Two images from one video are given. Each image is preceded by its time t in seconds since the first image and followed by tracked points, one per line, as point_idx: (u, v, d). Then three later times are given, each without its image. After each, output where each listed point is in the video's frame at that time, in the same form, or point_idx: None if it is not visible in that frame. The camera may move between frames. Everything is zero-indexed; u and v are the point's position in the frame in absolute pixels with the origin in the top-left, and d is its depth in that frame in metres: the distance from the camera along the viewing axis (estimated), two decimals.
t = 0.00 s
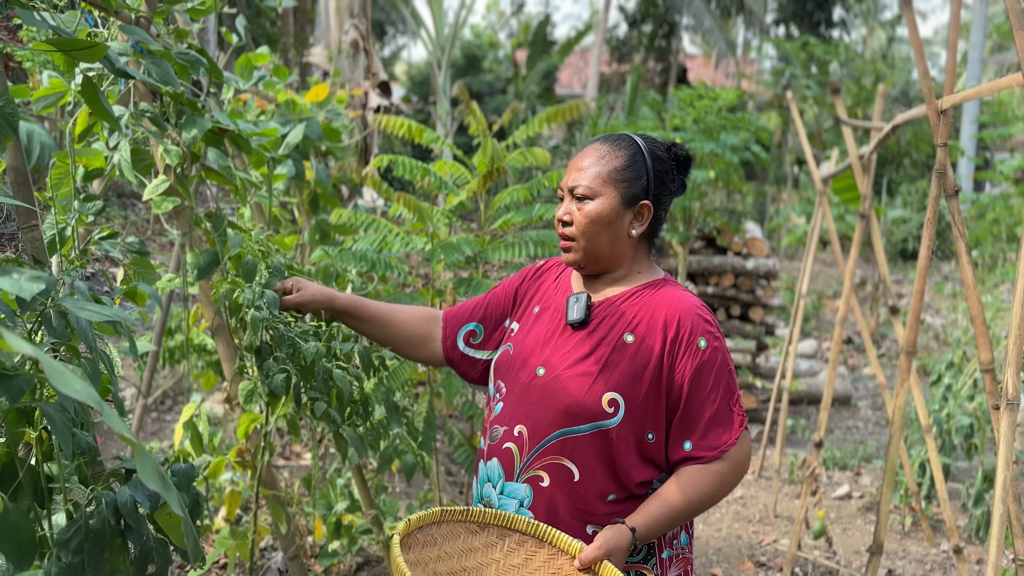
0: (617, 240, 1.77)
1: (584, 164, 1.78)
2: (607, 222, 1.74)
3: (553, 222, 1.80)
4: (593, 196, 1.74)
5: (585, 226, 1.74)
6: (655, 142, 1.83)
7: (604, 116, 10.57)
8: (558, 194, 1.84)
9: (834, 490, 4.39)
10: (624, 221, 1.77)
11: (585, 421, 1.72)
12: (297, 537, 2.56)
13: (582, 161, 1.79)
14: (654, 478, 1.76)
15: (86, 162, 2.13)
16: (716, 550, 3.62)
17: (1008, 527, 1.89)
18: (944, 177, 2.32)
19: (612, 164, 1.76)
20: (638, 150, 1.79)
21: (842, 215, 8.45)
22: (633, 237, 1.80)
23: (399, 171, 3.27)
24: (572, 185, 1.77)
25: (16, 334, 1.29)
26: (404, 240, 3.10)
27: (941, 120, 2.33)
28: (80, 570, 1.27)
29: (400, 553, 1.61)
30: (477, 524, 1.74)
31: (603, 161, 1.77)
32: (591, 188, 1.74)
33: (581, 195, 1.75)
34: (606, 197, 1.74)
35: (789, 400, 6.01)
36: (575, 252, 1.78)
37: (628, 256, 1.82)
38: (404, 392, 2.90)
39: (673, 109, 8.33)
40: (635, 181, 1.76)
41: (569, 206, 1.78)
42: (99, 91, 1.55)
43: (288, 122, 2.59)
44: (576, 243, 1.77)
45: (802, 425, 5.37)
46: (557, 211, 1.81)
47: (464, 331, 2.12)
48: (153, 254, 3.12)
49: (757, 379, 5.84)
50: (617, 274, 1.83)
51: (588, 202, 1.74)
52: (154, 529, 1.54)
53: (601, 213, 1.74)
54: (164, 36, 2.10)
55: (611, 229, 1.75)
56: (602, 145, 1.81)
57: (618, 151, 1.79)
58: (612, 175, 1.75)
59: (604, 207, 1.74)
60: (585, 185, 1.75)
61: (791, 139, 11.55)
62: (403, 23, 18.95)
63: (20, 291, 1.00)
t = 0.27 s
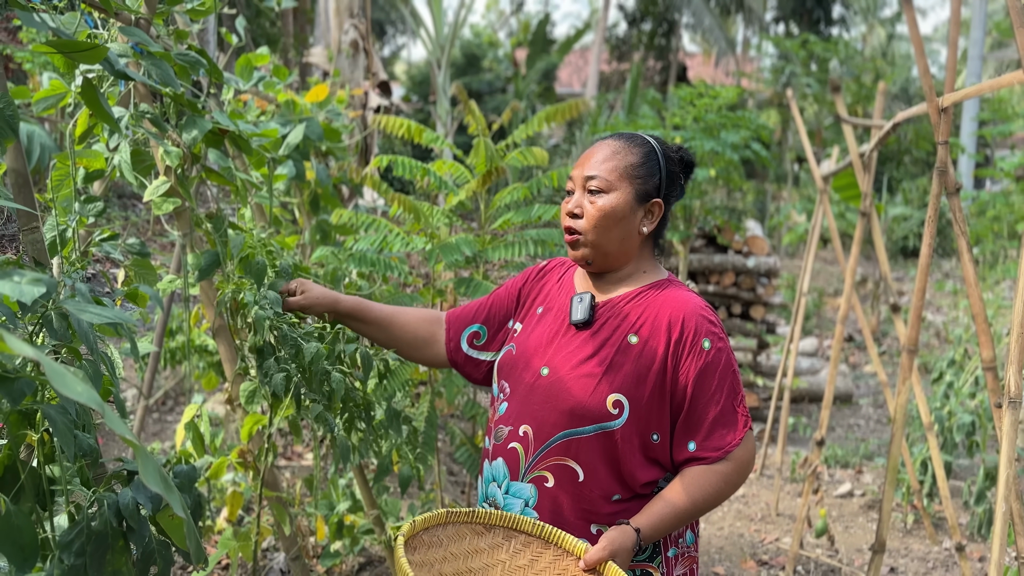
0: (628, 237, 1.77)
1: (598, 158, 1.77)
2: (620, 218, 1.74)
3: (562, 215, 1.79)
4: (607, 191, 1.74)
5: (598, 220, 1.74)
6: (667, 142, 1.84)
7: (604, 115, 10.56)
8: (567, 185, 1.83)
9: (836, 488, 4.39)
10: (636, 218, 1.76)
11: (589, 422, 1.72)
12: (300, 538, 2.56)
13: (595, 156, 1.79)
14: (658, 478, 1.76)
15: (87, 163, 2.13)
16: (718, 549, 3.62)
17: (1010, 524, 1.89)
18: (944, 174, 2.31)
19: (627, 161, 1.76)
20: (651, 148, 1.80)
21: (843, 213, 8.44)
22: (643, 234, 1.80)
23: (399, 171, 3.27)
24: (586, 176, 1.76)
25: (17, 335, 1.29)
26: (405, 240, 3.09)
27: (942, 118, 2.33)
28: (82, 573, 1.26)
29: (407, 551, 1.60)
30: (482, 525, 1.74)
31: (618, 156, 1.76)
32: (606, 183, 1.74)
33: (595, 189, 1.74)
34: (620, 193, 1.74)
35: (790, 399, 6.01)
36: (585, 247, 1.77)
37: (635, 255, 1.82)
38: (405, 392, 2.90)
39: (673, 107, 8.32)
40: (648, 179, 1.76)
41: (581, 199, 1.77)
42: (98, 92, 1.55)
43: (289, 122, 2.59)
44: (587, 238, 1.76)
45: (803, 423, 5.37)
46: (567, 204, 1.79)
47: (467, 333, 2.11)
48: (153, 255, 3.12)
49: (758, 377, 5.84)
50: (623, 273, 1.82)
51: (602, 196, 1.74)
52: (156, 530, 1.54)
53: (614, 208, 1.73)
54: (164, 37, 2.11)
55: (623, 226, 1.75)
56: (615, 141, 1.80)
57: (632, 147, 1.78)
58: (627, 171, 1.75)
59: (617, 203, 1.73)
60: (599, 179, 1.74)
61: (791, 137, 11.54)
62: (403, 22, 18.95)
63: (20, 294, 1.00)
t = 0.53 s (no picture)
0: (631, 241, 1.76)
1: (587, 169, 1.75)
2: (621, 225, 1.73)
3: (563, 234, 1.77)
4: (604, 201, 1.72)
5: (601, 233, 1.72)
6: (649, 136, 1.83)
7: (604, 113, 10.56)
8: (560, 202, 1.80)
9: (837, 485, 4.39)
10: (637, 221, 1.75)
11: (597, 424, 1.72)
12: (301, 538, 2.56)
13: (584, 165, 1.76)
14: (666, 478, 1.76)
15: (86, 163, 2.13)
16: (720, 547, 3.62)
17: (1013, 521, 1.89)
18: (945, 171, 2.31)
19: (616, 166, 1.74)
20: (637, 148, 1.78)
21: (843, 211, 8.44)
22: (645, 235, 1.80)
23: (398, 170, 3.26)
24: (579, 192, 1.74)
25: (16, 336, 1.29)
26: (404, 240, 3.08)
27: (942, 115, 2.32)
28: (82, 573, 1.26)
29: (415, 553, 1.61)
30: (489, 525, 1.74)
31: (606, 163, 1.74)
32: (601, 194, 1.72)
33: (591, 202, 1.72)
34: (617, 201, 1.72)
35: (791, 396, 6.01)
36: (590, 259, 1.76)
37: (640, 255, 1.81)
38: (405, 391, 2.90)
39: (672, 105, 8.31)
40: (641, 180, 1.75)
41: (578, 214, 1.75)
42: (97, 93, 1.54)
43: (288, 122, 2.58)
44: (592, 251, 1.75)
45: (804, 421, 5.37)
46: (566, 221, 1.77)
47: (471, 336, 2.11)
48: (153, 255, 3.12)
49: (759, 375, 5.84)
50: (629, 275, 1.81)
51: (600, 208, 1.72)
52: (156, 531, 1.54)
53: (615, 217, 1.72)
54: (163, 36, 2.10)
55: (626, 232, 1.74)
56: (599, 147, 1.78)
57: (617, 150, 1.76)
58: (618, 177, 1.73)
59: (618, 211, 1.72)
60: (593, 191, 1.72)
61: (791, 135, 11.53)
62: (402, 21, 18.95)
63: (19, 296, 1.00)
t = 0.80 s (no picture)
0: (634, 238, 1.75)
1: (587, 166, 1.74)
2: (623, 221, 1.72)
3: (565, 232, 1.76)
4: (606, 199, 1.71)
5: (604, 230, 1.72)
6: (648, 131, 1.82)
7: (603, 112, 10.55)
8: (561, 199, 1.80)
9: (839, 482, 4.39)
10: (639, 217, 1.75)
11: (601, 423, 1.72)
12: (302, 538, 2.55)
13: (584, 163, 1.76)
14: (670, 475, 1.76)
15: (85, 162, 2.13)
16: (721, 544, 3.62)
17: (1016, 517, 1.88)
18: (946, 167, 2.30)
19: (617, 163, 1.73)
20: (637, 144, 1.77)
21: (843, 208, 8.43)
22: (647, 231, 1.79)
23: (397, 169, 3.25)
24: (580, 189, 1.73)
25: (15, 336, 1.29)
26: (404, 239, 3.06)
27: (942, 110, 2.31)
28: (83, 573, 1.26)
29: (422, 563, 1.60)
30: (494, 527, 1.74)
31: (606, 160, 1.74)
32: (602, 191, 1.71)
33: (592, 200, 1.72)
34: (618, 197, 1.71)
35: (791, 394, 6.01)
36: (593, 257, 1.75)
37: (642, 251, 1.80)
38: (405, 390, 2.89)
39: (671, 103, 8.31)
40: (642, 176, 1.74)
41: (580, 212, 1.74)
42: (94, 91, 1.53)
43: (287, 121, 2.58)
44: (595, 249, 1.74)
45: (805, 418, 5.37)
46: (568, 220, 1.77)
47: (473, 334, 2.11)
48: (153, 254, 3.12)
49: (759, 373, 5.84)
50: (631, 272, 1.81)
51: (602, 206, 1.71)
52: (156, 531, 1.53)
53: (616, 214, 1.71)
54: (161, 35, 2.10)
55: (629, 228, 1.73)
56: (599, 144, 1.77)
57: (617, 147, 1.76)
58: (620, 174, 1.72)
59: (620, 208, 1.71)
60: (594, 189, 1.71)
61: (791, 132, 11.53)
62: (401, 20, 18.94)
63: (18, 294, 1.00)
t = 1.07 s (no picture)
0: (632, 229, 1.76)
1: (597, 153, 1.76)
2: (624, 210, 1.73)
3: (567, 213, 1.78)
4: (609, 184, 1.72)
5: (602, 214, 1.72)
6: (664, 131, 1.83)
7: (603, 110, 10.55)
8: (569, 185, 1.82)
9: (840, 480, 4.39)
10: (639, 210, 1.75)
11: (600, 417, 1.71)
12: (303, 536, 2.55)
13: (595, 152, 1.78)
14: (670, 470, 1.75)
15: (85, 162, 2.13)
16: (722, 542, 3.62)
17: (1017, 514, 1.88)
18: (946, 164, 2.30)
19: (626, 153, 1.74)
20: (649, 140, 1.78)
21: (843, 206, 8.43)
22: (647, 226, 1.79)
23: (397, 168, 3.25)
24: (586, 172, 1.75)
25: (16, 336, 1.29)
26: (404, 238, 3.07)
27: (942, 107, 2.31)
28: (85, 572, 1.26)
29: (416, 553, 1.61)
30: (493, 521, 1.74)
31: (616, 150, 1.75)
32: (606, 176, 1.72)
33: (596, 184, 1.73)
34: (621, 186, 1.72)
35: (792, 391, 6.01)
36: (591, 242, 1.75)
37: (641, 246, 1.80)
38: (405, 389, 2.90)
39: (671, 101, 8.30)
40: (648, 170, 1.75)
41: (583, 195, 1.76)
42: (93, 91, 1.52)
43: (286, 120, 2.58)
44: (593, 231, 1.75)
45: (806, 416, 5.36)
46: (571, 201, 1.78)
47: (485, 346, 2.15)
48: (153, 254, 3.12)
49: (759, 370, 5.84)
50: (630, 267, 1.81)
51: (603, 191, 1.72)
52: (158, 531, 1.53)
53: (618, 202, 1.72)
54: (160, 35, 2.09)
55: (628, 218, 1.74)
56: (612, 136, 1.79)
57: (630, 140, 1.77)
58: (626, 163, 1.74)
59: (620, 195, 1.72)
60: (599, 173, 1.73)
61: (790, 130, 11.52)
62: (400, 19, 18.92)
63: (19, 292, 1.00)
